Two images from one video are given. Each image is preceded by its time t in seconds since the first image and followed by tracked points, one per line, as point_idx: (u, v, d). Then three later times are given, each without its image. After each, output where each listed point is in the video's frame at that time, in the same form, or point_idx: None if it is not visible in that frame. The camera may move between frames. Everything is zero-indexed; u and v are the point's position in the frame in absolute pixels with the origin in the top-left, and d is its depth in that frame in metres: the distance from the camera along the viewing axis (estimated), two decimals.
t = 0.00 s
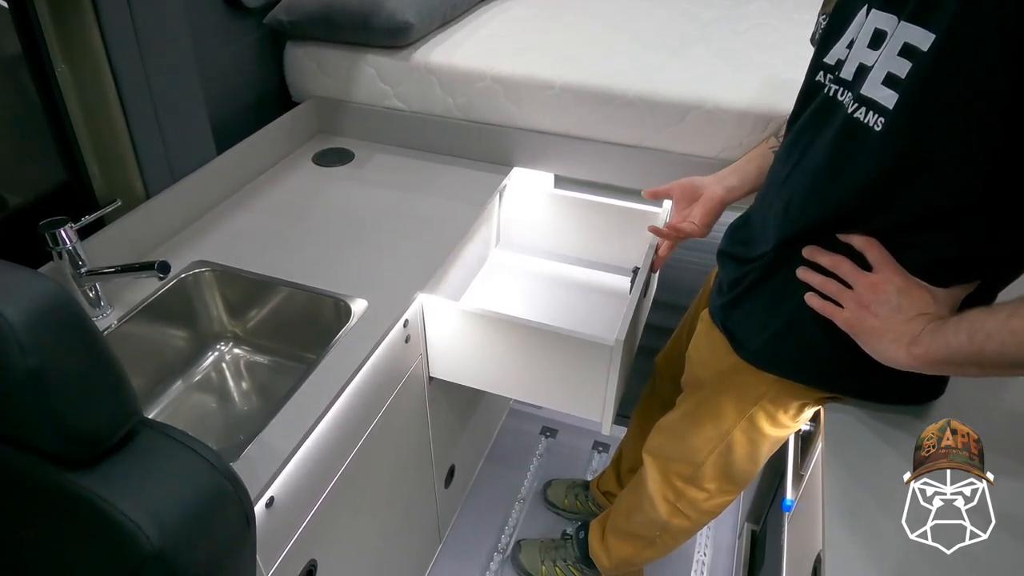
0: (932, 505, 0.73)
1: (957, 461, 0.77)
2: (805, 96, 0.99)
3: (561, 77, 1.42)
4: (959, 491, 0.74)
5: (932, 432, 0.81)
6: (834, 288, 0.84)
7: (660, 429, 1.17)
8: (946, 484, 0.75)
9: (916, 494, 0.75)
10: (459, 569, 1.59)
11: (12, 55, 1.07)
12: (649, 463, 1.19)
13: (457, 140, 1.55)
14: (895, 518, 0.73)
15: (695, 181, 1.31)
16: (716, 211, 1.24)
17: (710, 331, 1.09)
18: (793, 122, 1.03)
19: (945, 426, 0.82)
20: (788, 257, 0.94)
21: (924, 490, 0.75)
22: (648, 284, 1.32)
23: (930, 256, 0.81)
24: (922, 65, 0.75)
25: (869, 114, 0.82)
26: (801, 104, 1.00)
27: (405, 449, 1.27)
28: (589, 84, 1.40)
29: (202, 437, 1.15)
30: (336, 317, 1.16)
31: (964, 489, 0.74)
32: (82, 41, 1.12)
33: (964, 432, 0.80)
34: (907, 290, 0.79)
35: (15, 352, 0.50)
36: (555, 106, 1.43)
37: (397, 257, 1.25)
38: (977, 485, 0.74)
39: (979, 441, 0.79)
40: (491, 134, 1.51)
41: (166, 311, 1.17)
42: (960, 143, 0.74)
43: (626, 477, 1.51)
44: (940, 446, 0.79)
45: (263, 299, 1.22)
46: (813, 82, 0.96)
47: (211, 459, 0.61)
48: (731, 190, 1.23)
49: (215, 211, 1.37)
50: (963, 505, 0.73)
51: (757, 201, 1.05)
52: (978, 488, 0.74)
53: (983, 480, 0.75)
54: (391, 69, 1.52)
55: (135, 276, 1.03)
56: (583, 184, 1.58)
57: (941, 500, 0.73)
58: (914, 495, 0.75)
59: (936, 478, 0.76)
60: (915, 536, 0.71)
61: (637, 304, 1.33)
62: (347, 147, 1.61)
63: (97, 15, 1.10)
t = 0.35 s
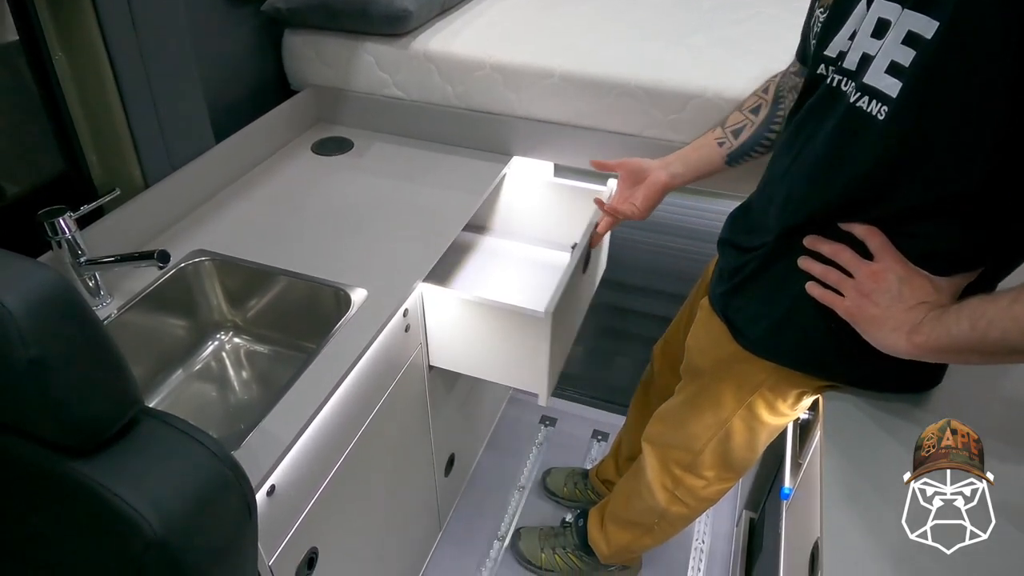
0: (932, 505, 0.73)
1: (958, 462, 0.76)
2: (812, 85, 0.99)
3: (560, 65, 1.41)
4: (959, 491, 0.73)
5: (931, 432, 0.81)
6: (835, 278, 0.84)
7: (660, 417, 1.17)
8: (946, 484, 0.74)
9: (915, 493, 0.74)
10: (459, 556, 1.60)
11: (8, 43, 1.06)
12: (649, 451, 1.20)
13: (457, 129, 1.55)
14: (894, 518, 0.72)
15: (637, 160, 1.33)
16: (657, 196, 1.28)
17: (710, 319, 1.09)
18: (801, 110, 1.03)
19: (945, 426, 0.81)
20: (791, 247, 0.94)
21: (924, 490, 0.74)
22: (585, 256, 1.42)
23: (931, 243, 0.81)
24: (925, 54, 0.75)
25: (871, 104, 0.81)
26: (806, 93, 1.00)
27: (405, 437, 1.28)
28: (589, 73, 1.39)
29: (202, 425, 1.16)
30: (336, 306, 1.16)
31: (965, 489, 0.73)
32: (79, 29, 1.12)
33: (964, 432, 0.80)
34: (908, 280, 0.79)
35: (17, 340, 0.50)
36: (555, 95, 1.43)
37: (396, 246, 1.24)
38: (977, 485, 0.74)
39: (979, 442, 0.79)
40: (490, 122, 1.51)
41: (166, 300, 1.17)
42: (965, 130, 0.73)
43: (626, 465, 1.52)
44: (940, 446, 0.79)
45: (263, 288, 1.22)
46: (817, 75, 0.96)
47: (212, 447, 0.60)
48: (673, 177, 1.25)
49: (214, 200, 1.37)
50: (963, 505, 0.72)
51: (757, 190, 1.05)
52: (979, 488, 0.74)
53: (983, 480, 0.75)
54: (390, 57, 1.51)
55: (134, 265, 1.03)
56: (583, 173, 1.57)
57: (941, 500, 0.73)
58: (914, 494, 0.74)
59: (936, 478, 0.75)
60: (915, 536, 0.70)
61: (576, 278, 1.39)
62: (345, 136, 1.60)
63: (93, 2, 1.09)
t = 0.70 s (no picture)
0: (932, 505, 0.73)
1: (958, 463, 0.76)
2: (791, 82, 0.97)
3: (560, 58, 1.41)
4: (959, 491, 0.73)
5: (932, 432, 0.81)
6: (832, 271, 0.85)
7: (657, 411, 1.18)
8: (946, 484, 0.74)
9: (915, 493, 0.74)
10: (458, 548, 1.61)
11: (5, 36, 1.06)
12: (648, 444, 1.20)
13: (456, 122, 1.54)
14: (894, 517, 0.72)
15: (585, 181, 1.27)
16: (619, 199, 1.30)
17: (707, 313, 1.09)
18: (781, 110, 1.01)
19: (945, 426, 0.81)
20: (788, 241, 0.94)
21: (924, 489, 0.74)
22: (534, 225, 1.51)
23: (925, 234, 0.81)
24: (907, 48, 0.75)
25: (858, 103, 0.80)
26: (790, 95, 0.97)
27: (405, 429, 1.28)
28: (588, 65, 1.39)
29: (202, 417, 1.17)
30: (335, 299, 1.16)
31: (965, 489, 0.74)
32: (77, 22, 1.11)
33: (964, 432, 0.80)
34: (903, 271, 0.79)
35: (17, 333, 0.50)
36: (554, 88, 1.43)
37: (396, 239, 1.24)
38: (977, 485, 0.74)
39: (979, 441, 0.79)
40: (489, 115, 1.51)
41: (166, 292, 1.17)
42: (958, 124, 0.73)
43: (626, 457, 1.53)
44: (940, 446, 0.78)
45: (262, 281, 1.22)
46: (802, 76, 0.93)
47: (212, 439, 0.61)
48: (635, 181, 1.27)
49: (213, 194, 1.37)
50: (963, 505, 0.72)
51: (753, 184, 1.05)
52: (979, 488, 0.74)
53: (983, 480, 0.75)
54: (389, 49, 1.51)
55: (133, 259, 1.03)
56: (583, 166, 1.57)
57: (941, 500, 0.73)
58: (914, 494, 0.74)
59: (936, 478, 0.75)
60: (915, 536, 0.71)
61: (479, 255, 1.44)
62: (344, 129, 1.60)
63: None
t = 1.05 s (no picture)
0: (932, 505, 0.73)
1: (958, 463, 0.76)
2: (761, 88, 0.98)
3: (560, 57, 1.41)
4: (959, 491, 0.73)
5: (932, 432, 0.81)
6: (822, 269, 0.85)
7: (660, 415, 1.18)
8: (946, 484, 0.74)
9: (916, 493, 0.74)
10: (458, 546, 1.62)
11: (7, 35, 1.06)
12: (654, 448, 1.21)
13: (457, 120, 1.54)
14: (894, 517, 0.72)
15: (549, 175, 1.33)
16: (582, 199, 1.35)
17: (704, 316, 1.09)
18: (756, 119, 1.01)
19: (945, 426, 0.81)
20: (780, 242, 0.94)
21: (924, 489, 0.74)
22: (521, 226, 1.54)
23: (908, 228, 0.81)
24: (866, 48, 0.76)
25: (827, 104, 0.81)
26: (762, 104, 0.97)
27: (405, 426, 1.28)
28: (589, 64, 1.39)
29: (203, 415, 1.17)
30: (336, 298, 1.17)
31: (965, 489, 0.74)
32: (78, 20, 1.11)
33: (964, 432, 0.80)
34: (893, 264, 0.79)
35: (19, 330, 0.50)
36: (554, 87, 1.43)
37: (396, 238, 1.25)
38: (978, 485, 0.74)
39: (979, 441, 0.79)
40: (490, 113, 1.51)
41: (167, 290, 1.17)
42: (932, 118, 0.74)
43: (624, 455, 1.53)
44: (940, 446, 0.78)
45: (263, 279, 1.22)
46: (771, 85, 0.92)
47: (213, 437, 0.61)
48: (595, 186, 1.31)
49: (214, 192, 1.37)
50: (964, 506, 0.72)
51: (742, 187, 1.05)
52: (979, 488, 0.74)
53: (983, 481, 0.74)
54: (389, 48, 1.51)
55: (134, 256, 1.03)
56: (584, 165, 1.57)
57: (941, 500, 0.73)
58: (914, 494, 0.74)
59: (937, 479, 0.75)
60: (915, 536, 0.70)
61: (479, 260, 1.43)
62: (344, 127, 1.60)
63: None
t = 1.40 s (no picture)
0: (932, 505, 0.73)
1: (958, 463, 0.76)
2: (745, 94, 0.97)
3: (560, 56, 1.41)
4: (959, 491, 0.73)
5: (932, 432, 0.81)
6: (816, 269, 0.85)
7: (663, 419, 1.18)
8: (946, 484, 0.74)
9: (915, 493, 0.74)
10: (458, 546, 1.62)
11: (7, 34, 1.06)
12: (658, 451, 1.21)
13: (457, 120, 1.54)
14: (894, 517, 0.72)
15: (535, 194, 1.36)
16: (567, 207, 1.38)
17: (702, 320, 1.09)
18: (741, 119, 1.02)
19: (944, 426, 0.81)
20: (775, 242, 0.94)
21: (925, 490, 0.74)
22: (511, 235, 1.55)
23: (897, 225, 0.81)
24: (840, 49, 0.76)
25: (803, 104, 0.81)
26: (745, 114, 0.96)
27: (405, 426, 1.28)
28: (588, 64, 1.39)
29: (204, 415, 1.17)
30: (336, 297, 1.17)
31: (965, 489, 0.74)
32: (78, 20, 1.11)
33: (964, 432, 0.80)
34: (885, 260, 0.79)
35: (18, 331, 0.50)
36: (554, 86, 1.43)
37: (397, 237, 1.25)
38: (978, 485, 0.74)
39: (980, 441, 0.79)
40: (490, 113, 1.51)
41: (167, 289, 1.17)
42: (908, 112, 0.74)
43: (624, 456, 1.53)
44: (940, 446, 0.78)
45: (263, 278, 1.22)
46: (753, 93, 0.92)
47: (213, 437, 0.61)
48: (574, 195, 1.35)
49: (214, 191, 1.37)
50: (964, 506, 0.72)
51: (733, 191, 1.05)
52: (980, 488, 0.74)
53: (983, 481, 0.74)
54: (389, 48, 1.51)
55: (134, 256, 1.03)
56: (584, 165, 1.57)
57: (941, 500, 0.73)
58: (914, 494, 0.74)
59: (937, 479, 0.75)
60: (915, 536, 0.70)
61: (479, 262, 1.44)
62: (344, 127, 1.60)
63: None
